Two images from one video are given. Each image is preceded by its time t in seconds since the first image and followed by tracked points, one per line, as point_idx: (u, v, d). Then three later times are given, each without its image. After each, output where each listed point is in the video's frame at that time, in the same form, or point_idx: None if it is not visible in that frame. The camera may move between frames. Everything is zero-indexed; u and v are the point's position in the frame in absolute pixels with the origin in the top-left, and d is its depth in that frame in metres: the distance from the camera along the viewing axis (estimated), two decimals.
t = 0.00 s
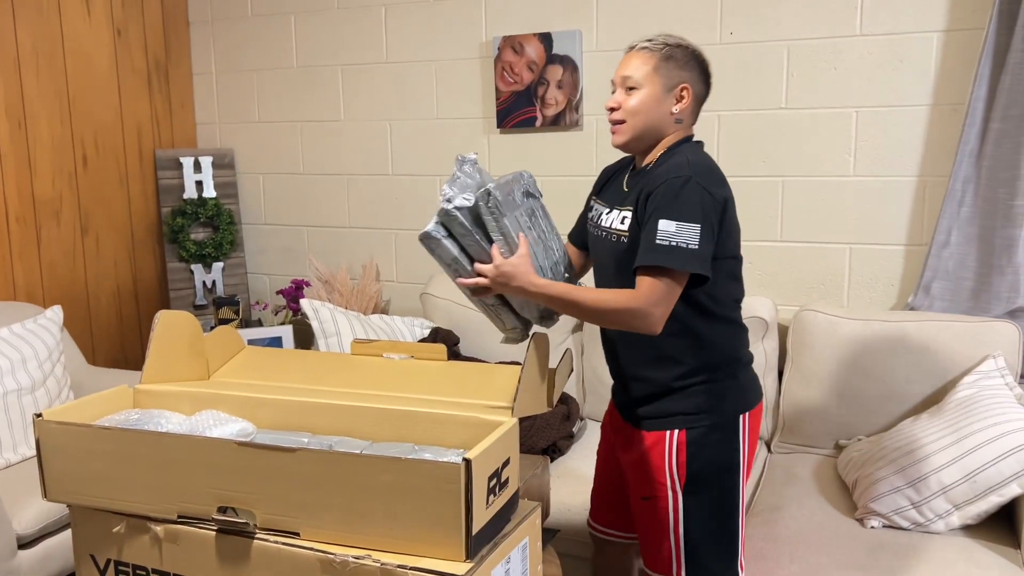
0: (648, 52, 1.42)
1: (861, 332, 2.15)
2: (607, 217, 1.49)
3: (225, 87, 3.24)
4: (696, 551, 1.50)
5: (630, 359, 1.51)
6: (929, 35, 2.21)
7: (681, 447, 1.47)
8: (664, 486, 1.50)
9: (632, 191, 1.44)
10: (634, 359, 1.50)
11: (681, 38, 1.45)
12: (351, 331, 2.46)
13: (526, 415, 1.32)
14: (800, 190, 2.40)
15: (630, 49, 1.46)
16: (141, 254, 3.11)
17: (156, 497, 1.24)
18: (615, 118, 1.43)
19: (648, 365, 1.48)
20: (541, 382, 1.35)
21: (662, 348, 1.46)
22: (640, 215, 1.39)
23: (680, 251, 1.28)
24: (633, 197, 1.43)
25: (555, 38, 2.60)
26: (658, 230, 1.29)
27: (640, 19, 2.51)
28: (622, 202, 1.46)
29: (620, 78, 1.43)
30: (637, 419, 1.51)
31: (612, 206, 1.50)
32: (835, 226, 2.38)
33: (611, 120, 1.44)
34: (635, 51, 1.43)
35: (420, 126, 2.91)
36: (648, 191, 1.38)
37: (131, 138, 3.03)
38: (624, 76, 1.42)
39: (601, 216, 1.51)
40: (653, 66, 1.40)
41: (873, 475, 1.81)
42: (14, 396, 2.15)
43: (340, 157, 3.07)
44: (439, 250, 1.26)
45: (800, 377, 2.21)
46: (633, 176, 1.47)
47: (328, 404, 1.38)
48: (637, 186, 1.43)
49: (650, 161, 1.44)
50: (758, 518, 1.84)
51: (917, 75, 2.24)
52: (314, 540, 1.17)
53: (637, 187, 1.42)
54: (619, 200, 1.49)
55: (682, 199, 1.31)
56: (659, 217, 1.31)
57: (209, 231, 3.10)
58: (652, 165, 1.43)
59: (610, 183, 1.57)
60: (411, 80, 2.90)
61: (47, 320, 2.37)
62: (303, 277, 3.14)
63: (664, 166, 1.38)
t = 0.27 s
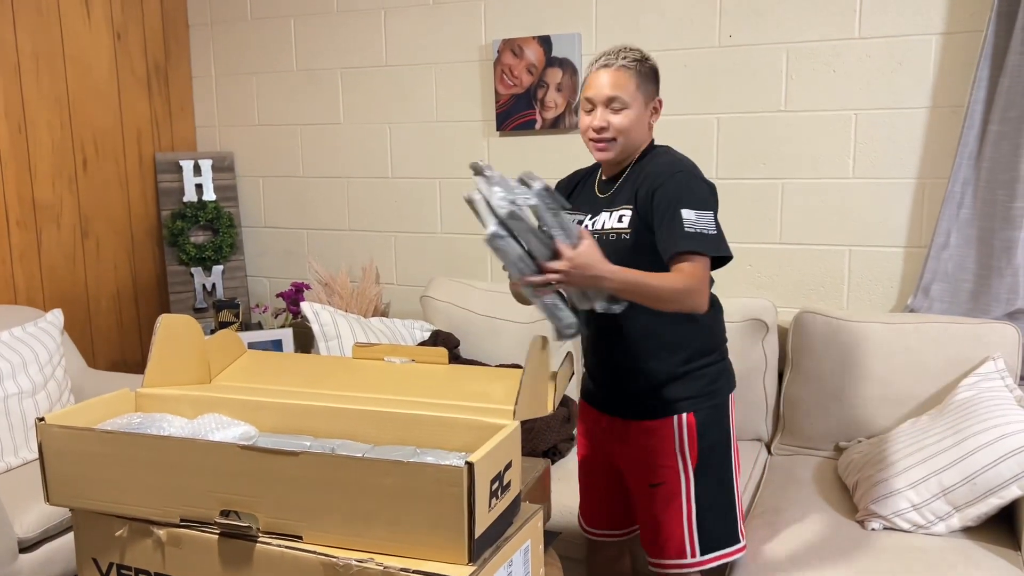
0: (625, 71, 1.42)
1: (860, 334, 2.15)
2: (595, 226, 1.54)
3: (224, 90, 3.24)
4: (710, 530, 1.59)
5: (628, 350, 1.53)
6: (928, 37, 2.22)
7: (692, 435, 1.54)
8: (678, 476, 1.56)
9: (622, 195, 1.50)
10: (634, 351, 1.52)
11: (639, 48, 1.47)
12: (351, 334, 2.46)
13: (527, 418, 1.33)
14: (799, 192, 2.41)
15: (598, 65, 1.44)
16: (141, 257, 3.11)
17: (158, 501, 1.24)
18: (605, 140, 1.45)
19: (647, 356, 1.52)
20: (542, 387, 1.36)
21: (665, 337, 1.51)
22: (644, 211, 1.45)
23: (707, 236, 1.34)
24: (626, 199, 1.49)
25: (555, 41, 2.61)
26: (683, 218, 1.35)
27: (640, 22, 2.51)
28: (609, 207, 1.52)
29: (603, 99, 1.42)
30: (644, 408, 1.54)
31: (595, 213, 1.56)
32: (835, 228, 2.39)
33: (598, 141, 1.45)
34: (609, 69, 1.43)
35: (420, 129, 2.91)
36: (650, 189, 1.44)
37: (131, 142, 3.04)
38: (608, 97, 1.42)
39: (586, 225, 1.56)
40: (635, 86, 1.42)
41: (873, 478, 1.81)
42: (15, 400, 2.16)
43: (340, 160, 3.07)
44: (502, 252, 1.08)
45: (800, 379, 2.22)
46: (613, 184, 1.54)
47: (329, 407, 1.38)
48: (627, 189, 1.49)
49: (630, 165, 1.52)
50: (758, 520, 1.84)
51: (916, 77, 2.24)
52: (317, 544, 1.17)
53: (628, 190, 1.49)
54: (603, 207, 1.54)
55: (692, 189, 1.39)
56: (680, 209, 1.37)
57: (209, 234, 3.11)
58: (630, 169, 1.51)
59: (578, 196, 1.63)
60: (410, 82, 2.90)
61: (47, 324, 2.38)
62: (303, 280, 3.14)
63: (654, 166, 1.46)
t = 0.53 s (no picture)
0: (654, 90, 1.46)
1: (861, 336, 2.15)
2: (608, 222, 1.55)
3: (224, 91, 3.24)
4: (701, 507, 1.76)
5: (611, 342, 1.64)
6: (928, 38, 2.22)
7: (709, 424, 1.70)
8: (694, 460, 1.70)
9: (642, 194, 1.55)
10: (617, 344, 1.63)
11: (646, 58, 1.50)
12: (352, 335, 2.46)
13: (528, 421, 1.33)
14: (800, 193, 2.41)
15: (629, 79, 1.44)
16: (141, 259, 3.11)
17: (160, 503, 1.24)
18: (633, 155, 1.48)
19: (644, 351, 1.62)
20: (544, 389, 1.36)
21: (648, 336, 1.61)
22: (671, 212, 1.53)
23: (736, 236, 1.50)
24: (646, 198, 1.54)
25: (555, 42, 2.61)
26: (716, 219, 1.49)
27: (640, 23, 2.51)
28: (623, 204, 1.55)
29: (637, 116, 1.44)
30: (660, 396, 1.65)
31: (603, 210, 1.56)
32: (835, 229, 2.39)
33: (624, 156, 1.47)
34: (643, 86, 1.44)
35: (420, 131, 2.91)
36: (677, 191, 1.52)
37: (131, 143, 3.03)
38: (642, 115, 1.44)
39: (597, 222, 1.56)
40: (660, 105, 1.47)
41: (874, 479, 1.81)
42: (15, 402, 2.15)
43: (340, 162, 3.07)
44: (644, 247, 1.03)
45: (801, 380, 2.22)
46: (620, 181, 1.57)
47: (331, 409, 1.38)
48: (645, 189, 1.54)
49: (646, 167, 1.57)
50: (759, 521, 1.84)
51: (916, 78, 2.25)
52: (319, 546, 1.17)
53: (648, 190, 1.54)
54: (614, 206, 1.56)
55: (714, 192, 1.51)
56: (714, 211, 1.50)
57: (209, 235, 3.10)
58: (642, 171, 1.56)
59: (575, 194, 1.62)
60: (410, 84, 2.90)
61: (47, 326, 2.38)
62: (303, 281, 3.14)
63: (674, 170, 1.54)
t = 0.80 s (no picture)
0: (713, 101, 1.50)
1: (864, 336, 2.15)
2: (647, 228, 1.60)
3: (226, 91, 3.24)
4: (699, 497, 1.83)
5: (629, 347, 1.67)
6: (931, 38, 2.21)
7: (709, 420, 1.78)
8: (698, 453, 1.76)
9: (678, 202, 1.62)
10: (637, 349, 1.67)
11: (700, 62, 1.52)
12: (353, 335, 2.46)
13: (531, 420, 1.32)
14: (801, 194, 2.41)
15: (697, 93, 1.46)
16: (143, 259, 3.11)
17: (162, 503, 1.24)
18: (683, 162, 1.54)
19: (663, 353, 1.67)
20: (547, 388, 1.36)
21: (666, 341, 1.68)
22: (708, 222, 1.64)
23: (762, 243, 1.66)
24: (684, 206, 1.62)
25: (557, 43, 2.60)
26: (750, 228, 1.64)
27: (642, 23, 2.51)
28: (661, 211, 1.61)
29: (699, 129, 1.49)
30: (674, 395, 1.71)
31: (640, 214, 1.60)
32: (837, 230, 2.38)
33: (677, 164, 1.54)
34: (708, 99, 1.48)
35: (422, 131, 2.91)
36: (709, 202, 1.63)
37: (132, 143, 3.03)
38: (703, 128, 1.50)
39: (635, 227, 1.60)
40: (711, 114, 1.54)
41: (878, 480, 1.80)
42: (17, 402, 2.15)
43: (341, 162, 3.07)
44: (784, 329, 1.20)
45: (803, 381, 2.21)
46: (655, 186, 1.62)
47: (333, 408, 1.38)
48: (682, 197, 1.62)
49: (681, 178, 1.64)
50: (762, 522, 1.84)
51: (919, 78, 2.24)
52: (321, 546, 1.17)
53: (684, 199, 1.62)
54: (650, 211, 1.61)
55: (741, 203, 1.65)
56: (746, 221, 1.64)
57: (211, 236, 3.10)
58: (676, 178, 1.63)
59: (607, 194, 1.63)
60: (412, 84, 2.90)
61: (49, 326, 2.38)
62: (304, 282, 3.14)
63: (707, 182, 1.64)
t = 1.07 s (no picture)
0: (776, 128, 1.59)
1: (865, 335, 2.15)
2: (691, 252, 1.71)
3: (228, 91, 3.24)
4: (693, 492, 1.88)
5: (640, 364, 1.69)
6: (933, 37, 2.21)
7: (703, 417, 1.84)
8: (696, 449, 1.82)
9: (715, 229, 1.74)
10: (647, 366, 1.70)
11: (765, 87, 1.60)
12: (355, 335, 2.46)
13: (532, 418, 1.33)
14: (802, 193, 2.41)
15: (768, 120, 1.54)
16: (146, 258, 3.12)
17: (164, 501, 1.24)
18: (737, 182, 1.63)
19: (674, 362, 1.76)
20: (548, 386, 1.36)
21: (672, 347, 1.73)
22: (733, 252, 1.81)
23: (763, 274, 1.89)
24: (719, 234, 1.75)
25: (559, 42, 2.61)
26: (760, 264, 1.87)
27: (644, 22, 2.51)
28: (702, 237, 1.72)
29: (761, 154, 1.59)
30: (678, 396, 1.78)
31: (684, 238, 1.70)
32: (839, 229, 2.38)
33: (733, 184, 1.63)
34: (773, 127, 1.57)
35: (424, 130, 2.92)
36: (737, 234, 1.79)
37: (135, 143, 3.04)
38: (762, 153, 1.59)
39: (681, 249, 1.70)
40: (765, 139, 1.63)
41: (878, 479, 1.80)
42: (20, 400, 2.16)
43: (343, 161, 3.07)
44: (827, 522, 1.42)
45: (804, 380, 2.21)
46: (699, 210, 1.72)
47: (335, 407, 1.38)
48: (717, 225, 1.75)
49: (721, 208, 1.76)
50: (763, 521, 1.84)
51: (921, 78, 2.24)
52: (323, 543, 1.17)
53: (719, 228, 1.75)
54: (694, 235, 1.71)
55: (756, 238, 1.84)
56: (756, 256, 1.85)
57: (213, 235, 3.11)
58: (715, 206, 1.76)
59: (662, 215, 1.68)
60: (414, 83, 2.90)
61: (51, 325, 2.38)
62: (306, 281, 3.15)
63: (737, 214, 1.79)
